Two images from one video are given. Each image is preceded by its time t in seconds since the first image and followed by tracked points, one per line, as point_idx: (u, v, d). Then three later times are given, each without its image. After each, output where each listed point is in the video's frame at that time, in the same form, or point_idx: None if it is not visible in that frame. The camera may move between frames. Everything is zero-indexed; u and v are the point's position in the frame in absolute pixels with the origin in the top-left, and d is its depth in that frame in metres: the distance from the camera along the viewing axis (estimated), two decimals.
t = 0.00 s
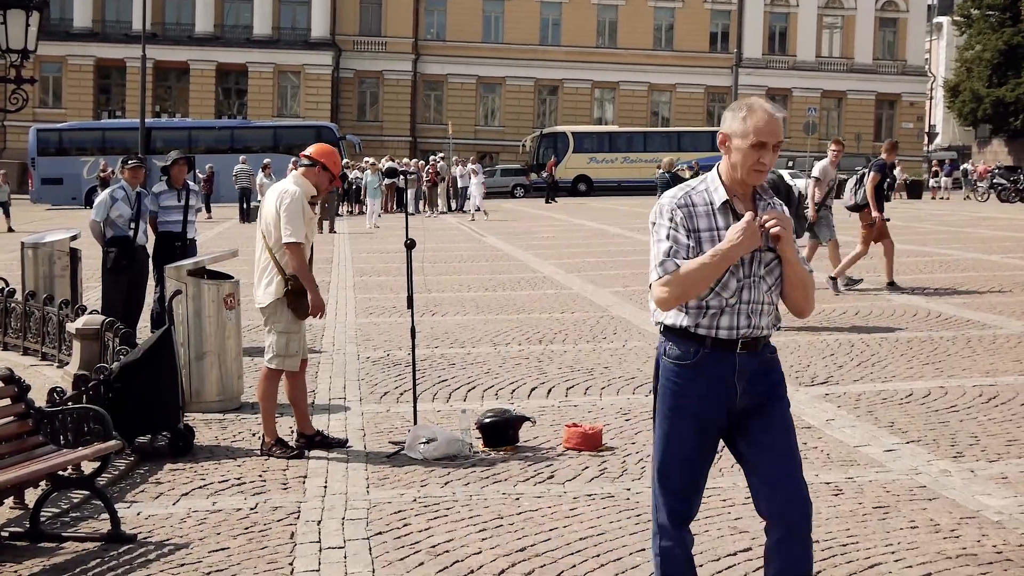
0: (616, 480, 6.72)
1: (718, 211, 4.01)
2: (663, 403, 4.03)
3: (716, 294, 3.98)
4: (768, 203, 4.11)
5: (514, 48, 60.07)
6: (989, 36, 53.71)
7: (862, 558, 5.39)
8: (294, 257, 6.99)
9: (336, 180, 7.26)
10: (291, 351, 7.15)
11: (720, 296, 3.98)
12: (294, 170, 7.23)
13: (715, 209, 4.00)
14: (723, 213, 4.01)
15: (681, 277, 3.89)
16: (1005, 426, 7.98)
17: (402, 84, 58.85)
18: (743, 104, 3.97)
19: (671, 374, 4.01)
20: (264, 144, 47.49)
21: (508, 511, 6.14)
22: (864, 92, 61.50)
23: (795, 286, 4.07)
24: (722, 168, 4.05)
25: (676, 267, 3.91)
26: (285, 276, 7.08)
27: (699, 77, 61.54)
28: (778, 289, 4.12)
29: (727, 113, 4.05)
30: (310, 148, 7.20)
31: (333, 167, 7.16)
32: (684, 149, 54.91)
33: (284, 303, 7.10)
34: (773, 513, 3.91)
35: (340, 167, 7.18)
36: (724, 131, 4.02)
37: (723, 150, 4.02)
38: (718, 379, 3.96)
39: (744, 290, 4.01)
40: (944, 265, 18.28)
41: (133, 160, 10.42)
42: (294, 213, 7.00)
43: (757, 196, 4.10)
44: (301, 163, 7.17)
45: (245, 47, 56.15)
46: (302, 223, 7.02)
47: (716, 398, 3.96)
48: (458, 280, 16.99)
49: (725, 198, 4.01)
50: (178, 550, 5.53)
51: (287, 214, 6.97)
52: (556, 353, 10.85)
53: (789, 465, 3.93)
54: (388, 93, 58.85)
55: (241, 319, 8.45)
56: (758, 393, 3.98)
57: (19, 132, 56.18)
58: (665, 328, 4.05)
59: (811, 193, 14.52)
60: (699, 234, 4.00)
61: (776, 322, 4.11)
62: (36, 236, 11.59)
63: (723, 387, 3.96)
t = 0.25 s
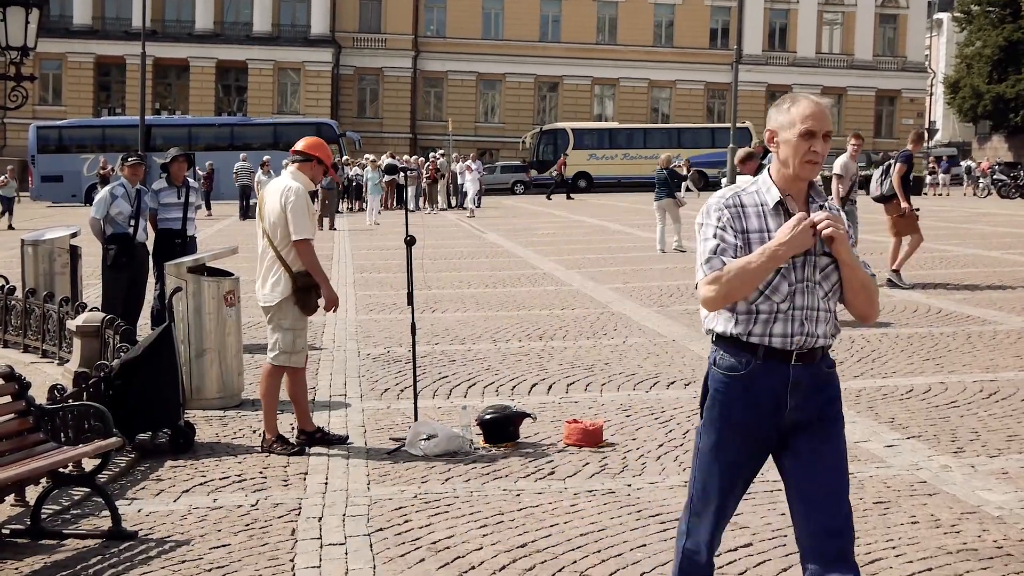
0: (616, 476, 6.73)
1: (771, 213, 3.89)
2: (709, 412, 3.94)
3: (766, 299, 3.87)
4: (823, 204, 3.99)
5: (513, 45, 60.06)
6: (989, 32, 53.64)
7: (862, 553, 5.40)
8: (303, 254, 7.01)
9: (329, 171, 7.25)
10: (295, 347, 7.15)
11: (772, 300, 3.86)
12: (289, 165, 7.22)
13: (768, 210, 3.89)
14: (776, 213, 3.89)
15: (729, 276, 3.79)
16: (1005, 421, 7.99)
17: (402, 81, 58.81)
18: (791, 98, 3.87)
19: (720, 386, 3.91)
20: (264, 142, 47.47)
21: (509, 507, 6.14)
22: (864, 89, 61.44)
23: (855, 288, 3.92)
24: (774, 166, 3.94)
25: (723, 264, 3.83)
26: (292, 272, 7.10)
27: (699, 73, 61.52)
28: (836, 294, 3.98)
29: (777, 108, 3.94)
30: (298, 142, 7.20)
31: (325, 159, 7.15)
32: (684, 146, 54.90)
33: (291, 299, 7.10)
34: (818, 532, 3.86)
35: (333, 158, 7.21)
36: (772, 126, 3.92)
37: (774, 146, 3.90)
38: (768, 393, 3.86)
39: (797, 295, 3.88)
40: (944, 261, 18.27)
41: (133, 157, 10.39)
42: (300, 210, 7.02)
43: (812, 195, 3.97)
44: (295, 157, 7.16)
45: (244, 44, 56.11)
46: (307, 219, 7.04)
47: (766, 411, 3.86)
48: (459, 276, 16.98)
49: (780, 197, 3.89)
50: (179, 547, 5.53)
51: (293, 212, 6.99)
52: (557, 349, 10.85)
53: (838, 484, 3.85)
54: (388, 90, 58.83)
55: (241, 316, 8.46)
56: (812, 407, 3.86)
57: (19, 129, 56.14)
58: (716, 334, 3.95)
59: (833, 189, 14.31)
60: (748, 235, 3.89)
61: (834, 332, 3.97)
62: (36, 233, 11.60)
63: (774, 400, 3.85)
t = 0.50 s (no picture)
0: (616, 470, 6.73)
1: (822, 192, 3.85)
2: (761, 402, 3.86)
3: (814, 284, 3.82)
4: (875, 184, 3.94)
5: (513, 39, 60.00)
6: (989, 25, 53.54)
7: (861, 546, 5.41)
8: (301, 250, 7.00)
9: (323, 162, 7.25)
10: (295, 341, 7.15)
11: (819, 283, 3.82)
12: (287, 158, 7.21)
13: (819, 189, 3.85)
14: (827, 192, 3.84)
15: (770, 257, 3.77)
16: (1005, 414, 7.99)
17: (401, 75, 58.77)
18: (840, 73, 3.84)
19: (771, 373, 3.84)
20: (263, 137, 47.44)
21: (508, 501, 6.14)
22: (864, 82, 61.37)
23: (906, 275, 3.84)
24: (824, 146, 3.89)
25: (765, 243, 3.82)
26: (291, 268, 7.10)
27: (698, 67, 61.48)
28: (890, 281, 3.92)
29: (827, 82, 3.89)
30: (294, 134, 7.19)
31: (318, 150, 7.14)
32: (684, 139, 54.88)
33: (291, 294, 7.11)
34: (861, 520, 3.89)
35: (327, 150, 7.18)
36: (819, 103, 3.88)
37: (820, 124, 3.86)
38: (821, 383, 3.79)
39: (847, 279, 3.82)
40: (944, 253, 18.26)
41: (132, 154, 10.33)
42: (297, 206, 7.00)
43: (862, 172, 3.92)
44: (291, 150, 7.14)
45: (243, 38, 56.07)
46: (304, 215, 7.03)
47: (817, 402, 3.79)
48: (458, 271, 16.95)
49: (832, 175, 3.85)
50: (178, 542, 5.53)
51: (291, 209, 6.98)
52: (556, 343, 10.85)
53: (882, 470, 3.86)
54: (387, 84, 58.79)
55: (240, 311, 8.46)
56: (864, 402, 3.80)
57: (18, 125, 56.07)
58: (764, 320, 3.91)
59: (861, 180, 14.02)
60: (795, 217, 3.86)
61: (887, 319, 3.90)
62: (35, 228, 11.59)
63: (826, 392, 3.79)
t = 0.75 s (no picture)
0: (615, 467, 6.73)
1: (857, 200, 3.80)
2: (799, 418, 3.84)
3: (852, 296, 3.78)
4: (912, 187, 3.88)
5: (512, 36, 59.98)
6: (989, 23, 53.46)
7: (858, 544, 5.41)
8: (293, 250, 6.99)
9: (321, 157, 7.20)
10: (293, 338, 7.15)
11: (856, 297, 3.78)
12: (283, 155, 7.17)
13: (853, 199, 3.80)
14: (861, 201, 3.80)
15: (800, 275, 3.76)
16: (1004, 413, 7.99)
17: (401, 72, 58.76)
18: (870, 72, 3.77)
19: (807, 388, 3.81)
20: (263, 134, 47.43)
21: (507, 498, 6.14)
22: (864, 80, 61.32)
23: (948, 284, 3.77)
24: (858, 151, 3.84)
25: (795, 259, 3.81)
26: (286, 265, 7.10)
27: (699, 65, 61.47)
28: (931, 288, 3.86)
29: (859, 83, 3.83)
30: (293, 130, 7.15)
31: (317, 147, 7.10)
32: (684, 136, 54.86)
33: (287, 291, 7.11)
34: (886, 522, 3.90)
35: (325, 146, 7.11)
36: (851, 106, 3.82)
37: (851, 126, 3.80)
38: (861, 398, 3.75)
39: (886, 291, 3.78)
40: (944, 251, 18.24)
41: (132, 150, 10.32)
42: (290, 206, 6.99)
43: (899, 177, 3.86)
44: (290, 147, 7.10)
45: (243, 36, 56.03)
46: (297, 215, 7.00)
47: (856, 419, 3.76)
48: (458, 268, 16.93)
49: (867, 183, 3.80)
50: (177, 539, 5.53)
51: (283, 209, 6.97)
52: (555, 340, 10.84)
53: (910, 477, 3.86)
54: (387, 81, 58.77)
55: (240, 308, 8.46)
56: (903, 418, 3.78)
57: (18, 121, 56.01)
58: (799, 333, 3.88)
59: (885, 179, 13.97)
60: (826, 227, 3.82)
61: (928, 329, 3.86)
62: (35, 225, 11.58)
63: (866, 406, 3.75)
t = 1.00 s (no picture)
0: (611, 466, 6.73)
1: (883, 206, 3.53)
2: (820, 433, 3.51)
3: (883, 307, 3.49)
4: (942, 193, 3.62)
5: (511, 34, 59.97)
6: (987, 23, 53.45)
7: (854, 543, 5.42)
8: (284, 249, 6.98)
9: (316, 154, 7.19)
10: (290, 336, 7.16)
11: (888, 306, 3.49)
12: (279, 153, 7.17)
13: (881, 204, 3.52)
14: (890, 206, 3.52)
15: (832, 286, 3.45)
16: (1001, 413, 7.99)
17: (400, 70, 58.75)
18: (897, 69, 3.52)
19: (835, 401, 3.48)
20: (261, 131, 47.40)
21: (503, 496, 6.14)
22: (862, 79, 61.39)
23: (981, 298, 3.53)
24: (882, 154, 3.58)
25: (823, 270, 3.51)
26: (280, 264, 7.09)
27: (696, 63, 61.52)
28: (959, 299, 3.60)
29: (883, 82, 3.57)
30: (287, 126, 7.12)
31: (314, 144, 7.10)
32: (682, 135, 54.92)
33: (281, 289, 7.11)
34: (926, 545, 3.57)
35: (317, 142, 7.07)
36: (876, 105, 3.56)
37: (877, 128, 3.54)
38: (895, 417, 3.44)
39: (920, 300, 3.50)
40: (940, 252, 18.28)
41: (130, 146, 10.31)
42: (282, 205, 6.96)
43: (927, 181, 3.60)
44: (285, 145, 7.09)
45: (242, 32, 55.94)
46: (288, 213, 6.99)
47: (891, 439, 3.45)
48: (455, 266, 16.93)
49: (893, 188, 3.52)
50: (172, 536, 5.53)
51: (274, 207, 6.94)
52: (552, 338, 10.84)
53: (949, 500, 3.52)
54: (385, 79, 58.75)
55: (237, 306, 8.47)
56: (942, 434, 3.47)
57: (15, 117, 55.96)
58: (824, 344, 3.56)
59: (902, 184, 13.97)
60: (856, 234, 3.54)
61: (961, 343, 3.59)
62: (32, 221, 11.56)
63: (900, 425, 3.44)
